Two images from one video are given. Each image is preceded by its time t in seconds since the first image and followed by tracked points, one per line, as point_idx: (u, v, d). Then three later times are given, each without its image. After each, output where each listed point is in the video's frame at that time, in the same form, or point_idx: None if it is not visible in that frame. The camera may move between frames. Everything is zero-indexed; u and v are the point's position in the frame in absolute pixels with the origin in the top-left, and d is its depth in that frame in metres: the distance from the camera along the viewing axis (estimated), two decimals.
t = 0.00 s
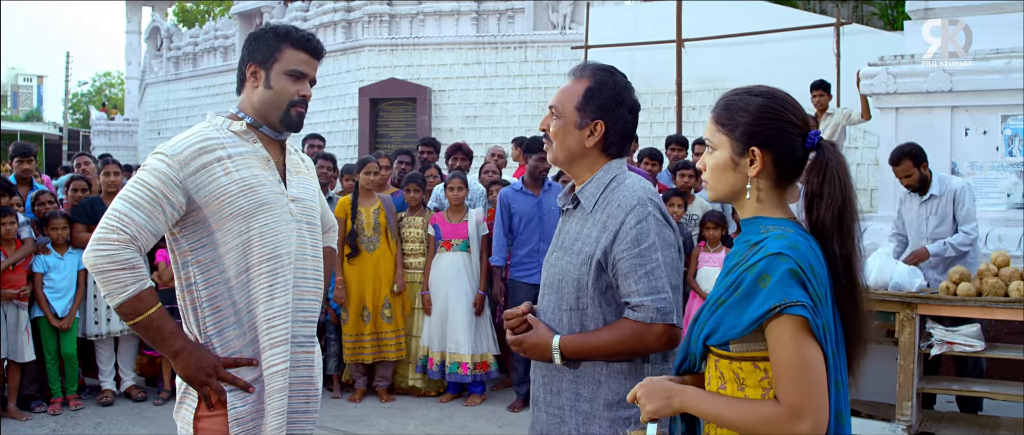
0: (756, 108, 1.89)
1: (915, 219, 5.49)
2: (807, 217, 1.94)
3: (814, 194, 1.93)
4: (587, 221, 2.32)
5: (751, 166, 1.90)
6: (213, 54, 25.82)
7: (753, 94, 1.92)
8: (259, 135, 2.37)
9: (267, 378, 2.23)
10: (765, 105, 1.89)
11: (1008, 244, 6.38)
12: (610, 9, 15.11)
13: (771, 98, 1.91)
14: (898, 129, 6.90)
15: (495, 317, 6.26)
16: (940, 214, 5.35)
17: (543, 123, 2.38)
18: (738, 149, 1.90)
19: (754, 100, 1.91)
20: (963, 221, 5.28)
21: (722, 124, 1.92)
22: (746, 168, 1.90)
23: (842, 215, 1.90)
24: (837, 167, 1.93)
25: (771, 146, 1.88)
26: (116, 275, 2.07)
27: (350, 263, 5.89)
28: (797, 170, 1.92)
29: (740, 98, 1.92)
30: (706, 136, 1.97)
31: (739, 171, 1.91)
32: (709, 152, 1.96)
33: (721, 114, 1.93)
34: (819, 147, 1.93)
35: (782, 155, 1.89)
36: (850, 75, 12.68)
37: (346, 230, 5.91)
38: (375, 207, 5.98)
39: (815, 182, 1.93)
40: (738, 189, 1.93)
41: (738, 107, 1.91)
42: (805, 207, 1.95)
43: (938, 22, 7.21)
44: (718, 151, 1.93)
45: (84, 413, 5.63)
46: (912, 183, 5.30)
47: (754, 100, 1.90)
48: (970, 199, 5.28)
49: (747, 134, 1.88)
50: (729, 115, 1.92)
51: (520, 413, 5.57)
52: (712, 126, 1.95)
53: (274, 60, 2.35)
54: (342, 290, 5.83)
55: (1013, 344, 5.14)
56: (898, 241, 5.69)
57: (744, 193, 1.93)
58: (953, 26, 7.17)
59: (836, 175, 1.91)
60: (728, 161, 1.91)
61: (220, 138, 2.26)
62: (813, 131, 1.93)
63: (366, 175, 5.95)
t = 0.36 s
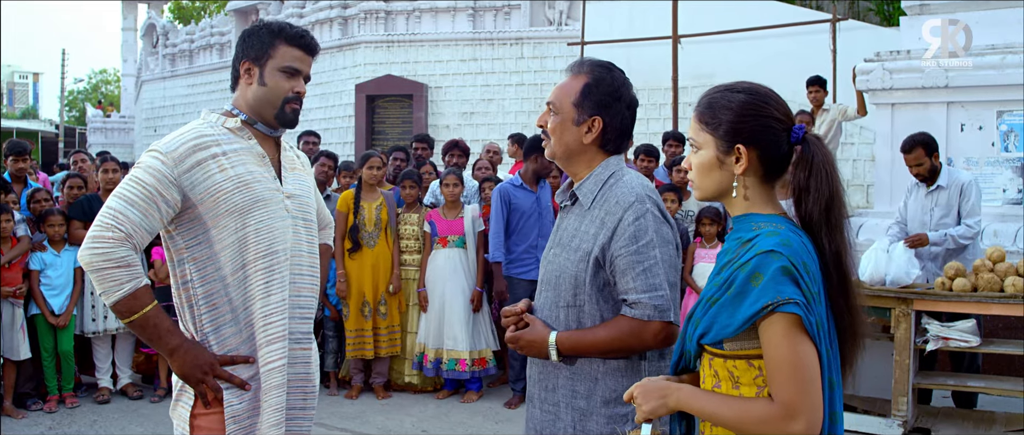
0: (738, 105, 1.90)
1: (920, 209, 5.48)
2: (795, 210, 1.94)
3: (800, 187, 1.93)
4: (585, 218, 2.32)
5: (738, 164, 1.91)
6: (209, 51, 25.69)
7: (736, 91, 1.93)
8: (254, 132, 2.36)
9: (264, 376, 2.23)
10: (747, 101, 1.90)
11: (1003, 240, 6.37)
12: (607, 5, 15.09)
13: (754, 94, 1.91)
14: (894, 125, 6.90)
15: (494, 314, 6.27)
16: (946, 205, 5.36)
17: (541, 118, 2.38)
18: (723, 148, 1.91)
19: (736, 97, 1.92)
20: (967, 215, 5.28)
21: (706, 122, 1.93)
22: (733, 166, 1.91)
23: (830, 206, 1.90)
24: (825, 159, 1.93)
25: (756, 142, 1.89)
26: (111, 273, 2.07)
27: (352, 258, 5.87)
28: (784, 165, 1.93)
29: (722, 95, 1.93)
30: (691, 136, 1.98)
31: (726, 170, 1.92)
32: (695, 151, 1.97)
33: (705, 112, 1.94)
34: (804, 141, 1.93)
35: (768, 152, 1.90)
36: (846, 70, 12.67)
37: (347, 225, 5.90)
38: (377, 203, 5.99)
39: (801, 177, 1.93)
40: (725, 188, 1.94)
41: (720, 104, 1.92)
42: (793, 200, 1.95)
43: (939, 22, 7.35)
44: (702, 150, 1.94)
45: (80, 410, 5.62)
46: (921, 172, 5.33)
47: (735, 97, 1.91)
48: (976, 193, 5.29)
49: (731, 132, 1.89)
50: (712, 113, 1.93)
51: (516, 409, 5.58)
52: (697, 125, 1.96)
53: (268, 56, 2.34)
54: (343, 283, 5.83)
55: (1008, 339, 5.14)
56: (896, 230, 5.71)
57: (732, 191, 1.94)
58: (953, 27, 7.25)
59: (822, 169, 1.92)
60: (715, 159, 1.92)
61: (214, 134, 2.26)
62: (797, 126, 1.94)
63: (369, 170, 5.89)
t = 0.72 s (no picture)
0: (698, 114, 1.92)
1: (928, 202, 5.47)
2: (780, 187, 1.96)
3: (780, 158, 1.94)
4: (583, 214, 2.31)
5: (728, 163, 1.90)
6: (207, 50, 25.65)
7: (689, 103, 1.95)
8: (254, 130, 2.36)
9: (260, 375, 2.23)
10: (707, 106, 1.92)
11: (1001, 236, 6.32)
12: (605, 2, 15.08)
13: (709, 98, 1.94)
14: (891, 122, 6.92)
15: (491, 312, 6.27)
16: (956, 197, 5.35)
17: (538, 116, 2.37)
18: (708, 156, 1.90)
19: (694, 106, 1.93)
20: (978, 212, 5.30)
21: (679, 141, 1.91)
22: (725, 168, 1.91)
23: (809, 174, 1.94)
24: (797, 129, 1.96)
25: (733, 138, 1.90)
26: (109, 271, 2.06)
27: (349, 257, 5.88)
28: (763, 149, 1.95)
29: (680, 112, 1.94)
30: (666, 159, 1.96)
31: (720, 174, 1.91)
32: (679, 173, 1.94)
33: (672, 133, 1.93)
34: (773, 116, 1.95)
35: (746, 143, 1.92)
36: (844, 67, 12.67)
37: (345, 223, 5.90)
38: (373, 202, 5.99)
39: (779, 149, 1.94)
40: (725, 193, 1.93)
41: (681, 121, 1.93)
42: (775, 175, 1.96)
43: (939, 22, 7.24)
44: (689, 170, 1.91)
45: (78, 410, 5.60)
46: (937, 164, 5.30)
47: (693, 107, 1.93)
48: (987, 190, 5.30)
49: (706, 140, 1.89)
50: (679, 131, 1.92)
51: (514, 407, 5.57)
52: (668, 148, 1.94)
53: (270, 54, 2.33)
54: (340, 282, 5.83)
55: (1006, 335, 5.15)
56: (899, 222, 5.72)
57: (730, 194, 1.93)
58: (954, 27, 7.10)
59: (797, 136, 1.94)
60: (706, 170, 1.90)
61: (214, 132, 2.25)
62: (761, 105, 1.96)
63: (366, 168, 5.89)
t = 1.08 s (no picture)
0: (686, 121, 1.91)
1: (920, 201, 5.47)
2: (768, 187, 1.96)
3: (767, 160, 1.95)
4: (582, 214, 2.31)
5: (721, 165, 1.91)
6: (202, 52, 25.57)
7: (672, 112, 1.94)
8: (252, 134, 2.36)
9: (257, 378, 2.23)
10: (696, 112, 1.92)
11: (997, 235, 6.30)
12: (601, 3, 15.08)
13: (696, 104, 1.94)
14: (887, 121, 6.94)
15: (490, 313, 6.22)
16: (949, 196, 5.36)
17: (535, 116, 2.36)
18: (701, 161, 1.89)
19: (683, 112, 1.93)
20: (973, 212, 5.32)
21: (671, 151, 1.90)
22: (718, 171, 1.91)
23: (795, 173, 1.96)
24: (779, 128, 1.98)
25: (722, 140, 1.90)
26: (108, 273, 2.06)
27: (344, 258, 5.87)
28: (752, 148, 1.95)
29: (667, 123, 1.93)
30: (658, 169, 1.95)
31: (715, 178, 1.91)
32: (673, 181, 1.93)
33: (661, 145, 1.92)
34: (756, 117, 1.97)
35: (736, 144, 1.92)
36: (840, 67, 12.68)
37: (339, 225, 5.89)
38: (365, 203, 5.97)
39: (766, 150, 1.95)
40: (720, 196, 1.93)
41: (667, 131, 1.92)
42: (763, 176, 1.95)
43: (938, 22, 7.21)
44: (684, 178, 1.90)
45: (74, 413, 5.58)
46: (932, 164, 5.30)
47: (679, 115, 1.92)
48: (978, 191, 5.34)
49: (697, 147, 1.88)
50: (669, 140, 1.91)
51: (512, 408, 5.56)
52: (660, 158, 1.93)
53: (270, 59, 2.31)
54: (337, 284, 5.82)
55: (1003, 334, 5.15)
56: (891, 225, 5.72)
57: (725, 196, 1.93)
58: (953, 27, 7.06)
59: (780, 137, 1.95)
60: (701, 175, 1.90)
61: (211, 134, 2.24)
62: (742, 107, 1.97)
63: (357, 170, 5.88)
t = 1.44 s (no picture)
0: (694, 124, 1.91)
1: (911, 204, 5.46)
2: (773, 191, 1.95)
3: (772, 164, 1.95)
4: (586, 218, 2.31)
5: (728, 170, 1.91)
6: (205, 57, 25.60)
7: (682, 116, 1.93)
8: (259, 141, 2.36)
9: (267, 382, 2.25)
10: (704, 116, 1.91)
11: (1001, 237, 6.28)
12: (602, 7, 15.09)
13: (704, 107, 1.93)
14: (890, 124, 6.93)
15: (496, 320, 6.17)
16: (941, 199, 5.34)
17: (539, 120, 2.36)
18: (708, 165, 1.89)
19: (692, 116, 1.92)
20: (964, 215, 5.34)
21: (678, 154, 1.90)
22: (725, 176, 1.91)
23: (800, 176, 1.96)
24: (786, 134, 1.97)
25: (730, 145, 1.90)
26: (120, 279, 2.04)
27: (346, 263, 5.87)
28: (758, 153, 1.95)
29: (675, 126, 1.93)
30: (666, 172, 1.95)
31: (721, 182, 1.91)
32: (680, 183, 1.93)
33: (669, 147, 1.91)
34: (764, 122, 1.96)
35: (743, 149, 1.91)
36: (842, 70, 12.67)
37: (339, 230, 5.87)
38: (364, 207, 5.97)
39: (772, 154, 1.94)
40: (726, 199, 1.92)
41: (675, 134, 1.92)
42: (767, 180, 1.96)
43: (938, 22, 7.28)
44: (690, 181, 1.90)
45: (77, 419, 5.58)
46: (923, 166, 5.22)
47: (688, 119, 1.92)
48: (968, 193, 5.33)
49: (705, 151, 1.88)
50: (677, 143, 1.90)
51: (514, 413, 5.55)
52: (668, 160, 1.93)
53: (279, 70, 2.31)
54: (339, 289, 5.81)
55: (1007, 338, 5.13)
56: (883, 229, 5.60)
57: (731, 200, 1.93)
58: (953, 27, 7.17)
59: (784, 141, 1.95)
60: (707, 179, 1.90)
61: (219, 142, 2.25)
62: (750, 112, 1.97)
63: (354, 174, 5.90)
